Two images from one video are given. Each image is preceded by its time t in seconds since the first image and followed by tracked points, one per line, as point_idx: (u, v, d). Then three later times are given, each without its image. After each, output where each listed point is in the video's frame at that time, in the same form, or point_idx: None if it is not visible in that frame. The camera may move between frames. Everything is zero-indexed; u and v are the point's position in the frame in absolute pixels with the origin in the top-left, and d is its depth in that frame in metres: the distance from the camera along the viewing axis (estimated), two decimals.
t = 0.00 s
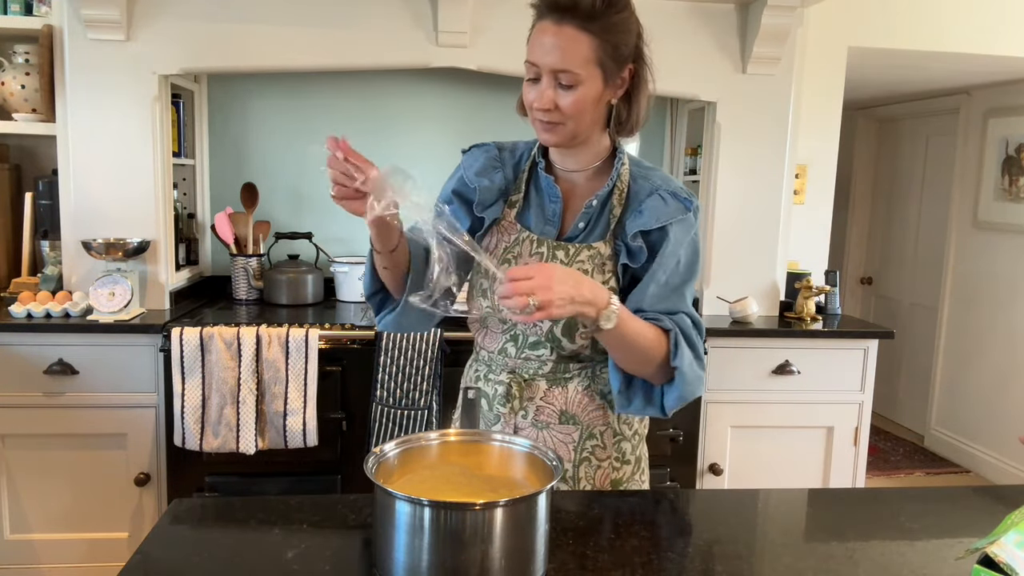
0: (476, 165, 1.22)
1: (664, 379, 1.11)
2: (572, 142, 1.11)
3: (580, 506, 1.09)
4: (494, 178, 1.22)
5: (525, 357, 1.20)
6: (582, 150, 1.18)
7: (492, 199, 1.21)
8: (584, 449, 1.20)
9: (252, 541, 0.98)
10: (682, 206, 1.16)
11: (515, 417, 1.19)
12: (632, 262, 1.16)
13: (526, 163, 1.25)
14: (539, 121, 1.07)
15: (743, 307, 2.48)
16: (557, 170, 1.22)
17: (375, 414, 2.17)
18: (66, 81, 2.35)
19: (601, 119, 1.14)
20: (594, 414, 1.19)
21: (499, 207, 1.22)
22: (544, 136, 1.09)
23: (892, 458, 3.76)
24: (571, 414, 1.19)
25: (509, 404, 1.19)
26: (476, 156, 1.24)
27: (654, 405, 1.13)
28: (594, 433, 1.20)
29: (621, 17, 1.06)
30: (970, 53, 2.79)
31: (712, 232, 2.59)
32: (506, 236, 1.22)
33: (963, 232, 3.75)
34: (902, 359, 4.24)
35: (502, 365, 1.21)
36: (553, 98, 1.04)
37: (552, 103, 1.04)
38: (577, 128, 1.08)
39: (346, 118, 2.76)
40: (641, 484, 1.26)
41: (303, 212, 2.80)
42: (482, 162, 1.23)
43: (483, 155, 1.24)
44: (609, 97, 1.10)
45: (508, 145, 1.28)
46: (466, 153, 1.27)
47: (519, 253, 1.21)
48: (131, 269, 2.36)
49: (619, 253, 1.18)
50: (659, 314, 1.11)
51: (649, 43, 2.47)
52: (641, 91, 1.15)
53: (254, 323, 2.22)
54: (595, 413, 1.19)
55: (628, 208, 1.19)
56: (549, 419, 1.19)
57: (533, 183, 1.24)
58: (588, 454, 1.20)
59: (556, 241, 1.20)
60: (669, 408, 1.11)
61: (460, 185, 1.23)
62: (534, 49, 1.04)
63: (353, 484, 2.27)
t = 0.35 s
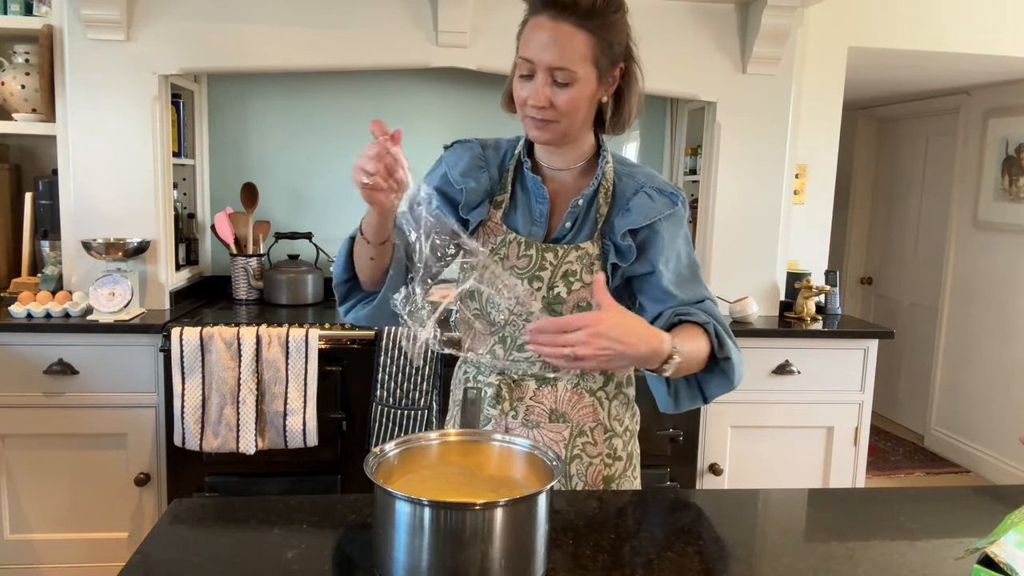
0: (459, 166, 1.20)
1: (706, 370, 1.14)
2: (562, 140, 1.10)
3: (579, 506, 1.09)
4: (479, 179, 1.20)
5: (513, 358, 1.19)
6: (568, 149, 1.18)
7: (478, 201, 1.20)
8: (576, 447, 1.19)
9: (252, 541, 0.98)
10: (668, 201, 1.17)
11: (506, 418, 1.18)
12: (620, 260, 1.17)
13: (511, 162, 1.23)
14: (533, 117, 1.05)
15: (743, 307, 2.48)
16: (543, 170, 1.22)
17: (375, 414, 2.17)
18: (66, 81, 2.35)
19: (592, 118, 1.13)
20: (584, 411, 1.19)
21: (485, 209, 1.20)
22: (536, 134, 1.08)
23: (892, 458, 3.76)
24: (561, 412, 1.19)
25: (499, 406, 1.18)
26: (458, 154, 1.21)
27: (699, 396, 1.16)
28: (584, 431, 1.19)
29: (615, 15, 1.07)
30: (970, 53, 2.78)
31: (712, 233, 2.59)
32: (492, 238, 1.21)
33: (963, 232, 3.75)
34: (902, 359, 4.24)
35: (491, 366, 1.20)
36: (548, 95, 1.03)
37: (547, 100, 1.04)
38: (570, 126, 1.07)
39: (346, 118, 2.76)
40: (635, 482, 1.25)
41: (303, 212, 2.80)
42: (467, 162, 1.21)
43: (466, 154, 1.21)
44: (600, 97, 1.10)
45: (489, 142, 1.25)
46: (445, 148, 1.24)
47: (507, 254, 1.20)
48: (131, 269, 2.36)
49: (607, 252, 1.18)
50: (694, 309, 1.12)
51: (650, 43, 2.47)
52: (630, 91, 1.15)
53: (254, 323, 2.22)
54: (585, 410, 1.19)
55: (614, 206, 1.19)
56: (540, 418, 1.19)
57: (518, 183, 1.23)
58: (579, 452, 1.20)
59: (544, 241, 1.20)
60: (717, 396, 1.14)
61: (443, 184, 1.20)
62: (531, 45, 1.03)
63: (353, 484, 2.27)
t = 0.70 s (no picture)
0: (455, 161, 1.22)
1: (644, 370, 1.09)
2: (561, 134, 1.09)
3: (579, 506, 1.09)
4: (474, 179, 1.22)
5: (519, 364, 1.18)
6: (566, 146, 1.17)
7: (473, 200, 1.21)
8: (584, 454, 1.20)
9: (251, 541, 0.98)
10: (665, 198, 1.15)
11: (512, 426, 1.19)
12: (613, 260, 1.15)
13: (506, 161, 1.24)
14: (535, 110, 1.05)
15: (743, 307, 2.48)
16: (540, 167, 1.22)
17: (375, 414, 2.17)
18: (66, 82, 2.35)
19: (592, 113, 1.13)
20: (591, 418, 1.20)
21: (481, 208, 1.21)
22: (536, 128, 1.07)
23: (892, 458, 3.76)
24: (569, 419, 1.20)
25: (505, 414, 1.19)
26: (454, 154, 1.23)
27: (637, 398, 1.11)
28: (593, 438, 1.20)
29: (621, 9, 1.07)
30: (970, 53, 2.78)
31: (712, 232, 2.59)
32: (490, 239, 1.21)
33: (963, 231, 3.75)
34: (902, 359, 4.24)
35: (497, 373, 1.20)
36: (552, 89, 1.03)
37: (550, 93, 1.03)
38: (571, 120, 1.06)
39: (346, 118, 2.76)
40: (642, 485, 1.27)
41: (303, 212, 2.80)
42: (464, 156, 1.23)
43: (461, 153, 1.23)
44: (602, 91, 1.10)
45: (486, 142, 1.27)
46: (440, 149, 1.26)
47: (507, 255, 1.20)
48: (131, 269, 2.36)
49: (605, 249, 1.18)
50: (631, 302, 1.09)
51: (650, 43, 2.47)
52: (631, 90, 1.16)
53: (254, 323, 2.22)
54: (593, 417, 1.20)
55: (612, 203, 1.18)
56: (547, 426, 1.19)
57: (514, 181, 1.23)
58: (587, 459, 1.21)
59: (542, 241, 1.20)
60: (654, 399, 1.08)
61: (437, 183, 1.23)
62: (535, 38, 1.02)
63: (353, 484, 2.27)
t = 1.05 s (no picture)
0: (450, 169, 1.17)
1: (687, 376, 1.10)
2: (563, 138, 1.08)
3: (585, 505, 1.10)
4: (472, 185, 1.17)
5: (525, 374, 1.19)
6: (567, 147, 1.15)
7: (472, 210, 1.17)
8: (593, 465, 1.20)
9: (251, 541, 0.98)
10: (680, 196, 1.15)
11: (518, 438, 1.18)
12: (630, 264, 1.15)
13: (505, 162, 1.20)
14: (535, 115, 1.03)
15: (743, 307, 2.48)
16: (542, 170, 1.20)
17: (375, 414, 2.17)
18: (66, 82, 2.35)
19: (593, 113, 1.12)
20: (601, 428, 1.19)
21: (481, 218, 1.17)
22: (536, 132, 1.05)
23: (892, 458, 3.76)
24: (577, 429, 1.19)
25: (511, 424, 1.18)
26: (448, 159, 1.18)
27: (673, 403, 1.11)
28: (602, 448, 1.19)
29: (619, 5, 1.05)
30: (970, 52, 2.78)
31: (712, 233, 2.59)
32: (493, 248, 1.17)
33: (963, 231, 3.75)
34: (902, 359, 4.24)
35: (502, 382, 1.20)
36: (552, 93, 1.01)
37: (550, 97, 1.01)
38: (572, 122, 1.05)
39: (346, 118, 2.76)
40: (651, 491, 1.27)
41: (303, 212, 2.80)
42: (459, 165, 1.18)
43: (457, 160, 1.18)
44: (601, 90, 1.08)
45: (479, 146, 1.22)
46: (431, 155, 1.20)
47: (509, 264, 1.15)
48: (131, 269, 2.36)
49: (617, 254, 1.17)
50: (673, 307, 1.10)
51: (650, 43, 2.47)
52: (634, 80, 1.15)
53: (254, 323, 2.22)
54: (602, 427, 1.19)
55: (621, 205, 1.18)
56: (555, 436, 1.19)
57: (514, 186, 1.20)
58: (596, 469, 1.20)
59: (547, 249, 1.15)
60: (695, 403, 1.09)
61: (431, 192, 1.17)
62: (530, 41, 1.00)
63: (353, 484, 2.26)
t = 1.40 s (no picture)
0: (455, 190, 1.13)
1: (716, 398, 1.05)
2: (571, 153, 1.03)
3: (589, 504, 1.10)
4: (482, 205, 1.14)
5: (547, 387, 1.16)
6: (578, 162, 1.12)
7: (483, 232, 1.15)
8: (612, 475, 1.20)
9: (251, 541, 0.98)
10: (698, 208, 1.11)
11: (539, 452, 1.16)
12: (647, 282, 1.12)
13: (511, 176, 1.17)
14: (541, 135, 0.98)
15: (743, 306, 2.48)
16: (552, 186, 1.17)
17: (375, 414, 2.18)
18: (65, 82, 2.35)
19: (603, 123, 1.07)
20: (620, 440, 1.19)
21: (492, 239, 1.15)
22: (542, 151, 1.01)
23: (892, 458, 3.76)
24: (598, 442, 1.18)
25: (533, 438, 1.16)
26: (454, 176, 1.15)
27: (705, 423, 1.07)
28: (622, 459, 1.19)
29: (627, 11, 0.99)
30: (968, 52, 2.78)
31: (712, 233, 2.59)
32: (505, 271, 1.17)
33: (963, 231, 3.75)
34: (902, 360, 4.24)
35: (522, 395, 1.18)
36: (558, 112, 0.96)
37: (557, 116, 0.96)
38: (579, 139, 1.00)
39: (346, 118, 2.76)
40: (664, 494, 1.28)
41: (304, 212, 2.80)
42: (465, 182, 1.15)
43: (462, 178, 1.15)
44: (611, 101, 1.03)
45: (483, 157, 1.19)
46: (433, 169, 1.17)
47: (523, 290, 1.16)
48: (131, 269, 2.36)
49: (635, 273, 1.15)
50: (692, 334, 1.04)
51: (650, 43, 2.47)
52: (645, 87, 1.09)
53: (254, 323, 2.21)
54: (622, 438, 1.18)
55: (636, 217, 1.15)
56: (576, 449, 1.18)
57: (523, 202, 1.18)
58: (615, 480, 1.20)
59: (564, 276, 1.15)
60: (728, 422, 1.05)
61: (438, 213, 1.14)
62: (534, 57, 0.94)
63: (353, 484, 2.26)
